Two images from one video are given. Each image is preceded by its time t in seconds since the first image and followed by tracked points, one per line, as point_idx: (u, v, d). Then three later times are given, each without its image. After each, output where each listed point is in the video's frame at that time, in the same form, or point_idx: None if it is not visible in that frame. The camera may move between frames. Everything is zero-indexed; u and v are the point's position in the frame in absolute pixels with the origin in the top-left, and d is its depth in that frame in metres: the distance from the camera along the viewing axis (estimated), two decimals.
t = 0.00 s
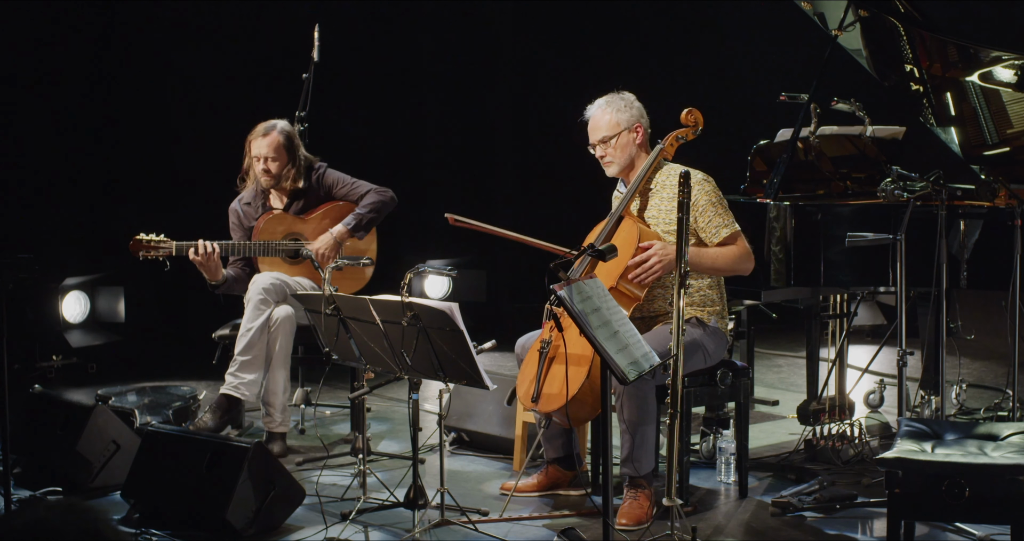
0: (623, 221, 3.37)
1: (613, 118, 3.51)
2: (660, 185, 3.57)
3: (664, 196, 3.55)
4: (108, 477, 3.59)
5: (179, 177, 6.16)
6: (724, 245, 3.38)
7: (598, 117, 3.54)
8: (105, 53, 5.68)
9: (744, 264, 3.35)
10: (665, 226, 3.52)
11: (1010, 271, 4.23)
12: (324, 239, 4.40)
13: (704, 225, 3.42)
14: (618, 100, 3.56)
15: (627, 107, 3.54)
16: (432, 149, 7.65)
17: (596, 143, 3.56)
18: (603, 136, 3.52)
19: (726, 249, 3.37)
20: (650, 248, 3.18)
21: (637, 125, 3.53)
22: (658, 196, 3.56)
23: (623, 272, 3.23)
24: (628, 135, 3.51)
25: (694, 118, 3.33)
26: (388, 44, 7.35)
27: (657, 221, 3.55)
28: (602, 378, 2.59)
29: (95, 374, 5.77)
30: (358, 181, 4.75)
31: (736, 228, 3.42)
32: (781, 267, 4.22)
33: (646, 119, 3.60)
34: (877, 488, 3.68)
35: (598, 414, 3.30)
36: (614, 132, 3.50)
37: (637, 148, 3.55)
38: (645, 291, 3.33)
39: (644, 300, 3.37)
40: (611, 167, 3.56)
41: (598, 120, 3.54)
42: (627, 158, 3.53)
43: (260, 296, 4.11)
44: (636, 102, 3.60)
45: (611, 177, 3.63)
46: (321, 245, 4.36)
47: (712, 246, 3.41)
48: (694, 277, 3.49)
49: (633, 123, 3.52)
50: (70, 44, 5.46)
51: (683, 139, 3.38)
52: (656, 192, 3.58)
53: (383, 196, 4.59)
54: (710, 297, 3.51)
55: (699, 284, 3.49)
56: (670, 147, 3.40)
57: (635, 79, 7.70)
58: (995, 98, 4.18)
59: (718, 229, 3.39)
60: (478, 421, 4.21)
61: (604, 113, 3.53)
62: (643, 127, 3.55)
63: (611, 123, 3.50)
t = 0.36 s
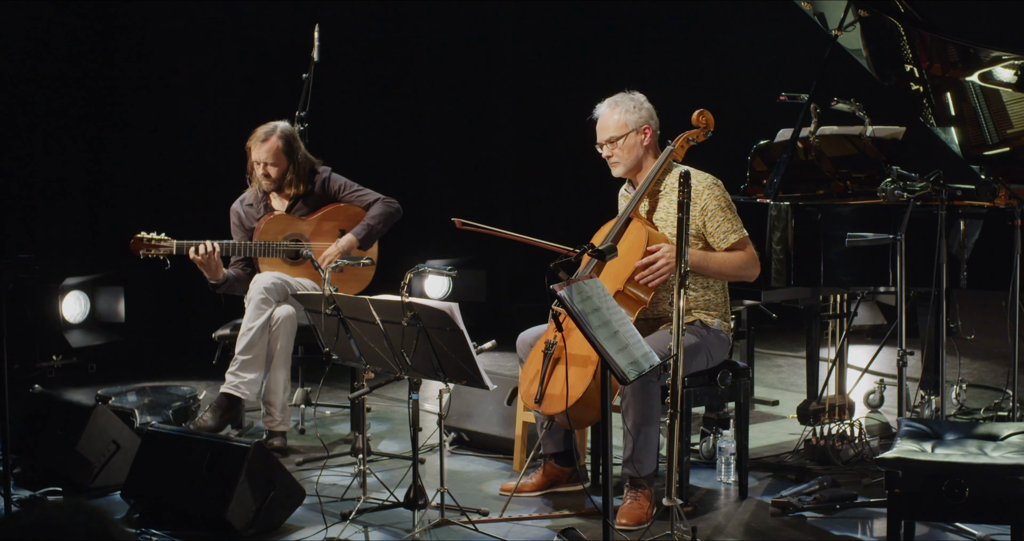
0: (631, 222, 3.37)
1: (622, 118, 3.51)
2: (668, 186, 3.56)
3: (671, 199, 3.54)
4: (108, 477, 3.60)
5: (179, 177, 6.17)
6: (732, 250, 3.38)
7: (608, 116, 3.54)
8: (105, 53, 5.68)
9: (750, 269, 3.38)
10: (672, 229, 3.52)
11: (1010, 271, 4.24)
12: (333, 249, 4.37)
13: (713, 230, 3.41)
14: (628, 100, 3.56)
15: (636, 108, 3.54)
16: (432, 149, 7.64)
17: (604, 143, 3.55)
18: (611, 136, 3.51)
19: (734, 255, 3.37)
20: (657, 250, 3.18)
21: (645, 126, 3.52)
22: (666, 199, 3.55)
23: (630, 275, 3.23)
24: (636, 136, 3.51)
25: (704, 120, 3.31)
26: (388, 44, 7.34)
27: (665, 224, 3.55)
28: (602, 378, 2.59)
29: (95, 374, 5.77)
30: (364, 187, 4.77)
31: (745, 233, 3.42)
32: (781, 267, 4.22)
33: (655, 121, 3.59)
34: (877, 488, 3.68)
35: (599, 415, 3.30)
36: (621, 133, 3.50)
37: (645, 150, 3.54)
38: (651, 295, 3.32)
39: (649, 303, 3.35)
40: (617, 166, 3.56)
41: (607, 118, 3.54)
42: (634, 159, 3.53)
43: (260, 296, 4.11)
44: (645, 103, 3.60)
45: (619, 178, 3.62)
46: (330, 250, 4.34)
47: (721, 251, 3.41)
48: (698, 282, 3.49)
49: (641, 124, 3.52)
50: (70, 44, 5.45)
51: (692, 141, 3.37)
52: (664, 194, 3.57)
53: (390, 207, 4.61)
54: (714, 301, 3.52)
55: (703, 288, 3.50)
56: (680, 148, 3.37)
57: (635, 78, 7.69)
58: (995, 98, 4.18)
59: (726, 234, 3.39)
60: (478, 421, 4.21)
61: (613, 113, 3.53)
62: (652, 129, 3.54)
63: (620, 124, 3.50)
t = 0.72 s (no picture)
0: (633, 223, 3.38)
1: (630, 120, 3.48)
2: (669, 187, 3.56)
3: (672, 200, 3.54)
4: (108, 477, 3.58)
5: (179, 177, 6.16)
6: (734, 253, 3.38)
7: (615, 116, 3.52)
8: (105, 53, 5.68)
9: (751, 272, 3.38)
10: (673, 230, 3.53)
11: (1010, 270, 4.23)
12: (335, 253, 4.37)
13: (715, 233, 3.41)
14: (638, 101, 3.52)
15: (646, 111, 3.50)
16: (432, 149, 7.64)
17: (611, 143, 3.54)
18: (618, 138, 3.49)
19: (736, 258, 3.37)
20: (658, 251, 3.20)
21: (655, 130, 3.51)
22: (667, 200, 3.56)
23: (631, 277, 3.23)
24: (644, 140, 3.50)
25: (706, 121, 3.31)
26: (388, 44, 7.34)
27: (666, 226, 3.55)
28: (602, 378, 2.59)
29: (95, 374, 5.77)
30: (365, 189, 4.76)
31: (747, 237, 3.42)
32: (781, 267, 4.19)
33: (663, 123, 3.57)
34: (877, 488, 3.68)
35: (599, 415, 3.30)
36: (629, 136, 3.48)
37: (652, 153, 3.54)
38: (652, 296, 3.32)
39: (650, 304, 3.35)
40: (623, 168, 3.56)
41: (614, 120, 3.51)
42: (640, 162, 3.53)
43: (260, 296, 4.10)
44: (656, 104, 3.55)
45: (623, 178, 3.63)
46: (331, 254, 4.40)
47: (722, 254, 3.41)
48: (698, 283, 3.49)
49: (650, 128, 3.50)
50: (70, 44, 5.45)
51: (694, 141, 3.37)
52: (665, 195, 3.58)
53: (390, 212, 4.61)
54: (715, 302, 3.52)
55: (704, 290, 3.49)
56: (682, 148, 3.38)
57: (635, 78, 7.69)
58: (995, 98, 4.16)
59: (728, 236, 3.39)
60: (478, 421, 4.21)
61: (621, 113, 3.50)
62: (660, 132, 3.54)
63: (628, 126, 3.48)
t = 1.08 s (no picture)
0: (631, 223, 3.37)
1: (636, 117, 3.48)
2: (669, 186, 3.56)
3: (672, 199, 3.54)
4: (108, 477, 3.59)
5: (179, 177, 6.17)
6: (733, 252, 3.38)
7: (620, 112, 3.52)
8: (105, 53, 5.68)
9: (750, 271, 3.37)
10: (672, 229, 3.52)
11: (1010, 271, 4.24)
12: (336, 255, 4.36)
13: (714, 231, 3.41)
14: (644, 99, 3.52)
15: (652, 109, 3.51)
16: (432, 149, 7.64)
17: (615, 141, 3.54)
18: (622, 135, 3.50)
19: (735, 257, 3.37)
20: (656, 250, 3.18)
21: (659, 130, 3.52)
22: (667, 199, 3.55)
23: (630, 275, 3.23)
24: (649, 138, 3.50)
25: (704, 121, 3.31)
26: (388, 44, 7.34)
27: (665, 224, 3.55)
28: (602, 378, 2.59)
29: (95, 374, 5.77)
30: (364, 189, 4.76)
31: (746, 236, 3.42)
32: (781, 268, 4.22)
33: (667, 123, 3.58)
34: (877, 488, 3.68)
35: (599, 415, 3.30)
36: (635, 133, 3.48)
37: (656, 152, 3.54)
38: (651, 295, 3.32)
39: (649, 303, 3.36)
40: (626, 166, 3.56)
41: (619, 116, 3.52)
42: (644, 161, 3.53)
43: (260, 296, 4.10)
44: (661, 104, 3.57)
45: (625, 176, 3.63)
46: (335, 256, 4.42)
47: (721, 253, 3.41)
48: (697, 282, 3.49)
49: (654, 126, 3.51)
50: (70, 44, 5.45)
51: (692, 142, 3.37)
52: (665, 194, 3.58)
53: (390, 212, 4.60)
54: (714, 301, 3.52)
55: (702, 289, 3.49)
56: (680, 148, 3.37)
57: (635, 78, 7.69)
58: (995, 98, 4.17)
59: (727, 236, 3.38)
60: (478, 421, 4.21)
61: (626, 109, 3.50)
62: (664, 132, 3.55)
63: (633, 122, 3.48)
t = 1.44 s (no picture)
0: (629, 221, 3.37)
1: (636, 113, 3.49)
2: (669, 183, 3.56)
3: (671, 196, 3.54)
4: (108, 477, 3.60)
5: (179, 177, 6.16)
6: (731, 252, 3.37)
7: (620, 108, 3.52)
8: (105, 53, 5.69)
9: (744, 273, 3.35)
10: (671, 226, 3.53)
11: (1010, 271, 4.23)
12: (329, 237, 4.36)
13: (713, 229, 3.41)
14: (645, 96, 3.53)
15: (651, 105, 3.51)
16: (432, 149, 7.64)
17: (614, 136, 3.54)
18: (622, 130, 3.50)
19: (733, 256, 3.36)
20: (656, 248, 3.18)
21: (658, 126, 3.52)
22: (666, 196, 3.55)
23: (627, 274, 3.23)
24: (649, 134, 3.49)
25: (702, 120, 3.31)
26: (388, 43, 7.34)
27: (664, 222, 3.55)
28: (602, 378, 2.59)
29: (95, 374, 5.77)
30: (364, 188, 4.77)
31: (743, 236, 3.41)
32: (781, 268, 4.22)
33: (667, 120, 3.58)
34: (877, 488, 3.68)
35: (599, 415, 3.29)
36: (635, 129, 3.48)
37: (655, 148, 3.54)
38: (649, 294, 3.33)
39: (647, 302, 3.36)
40: (625, 161, 3.55)
41: (618, 112, 3.53)
42: (643, 156, 3.53)
43: (260, 296, 4.11)
44: (660, 101, 3.57)
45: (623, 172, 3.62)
46: (322, 242, 4.34)
47: (718, 251, 3.40)
48: (696, 280, 3.48)
49: (655, 123, 3.51)
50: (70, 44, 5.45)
51: (690, 140, 3.36)
52: (664, 191, 3.57)
53: (389, 205, 4.61)
54: (712, 299, 3.50)
55: (701, 286, 3.48)
56: (676, 148, 3.35)
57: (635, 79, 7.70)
58: (995, 98, 4.16)
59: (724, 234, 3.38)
60: (478, 421, 4.21)
61: (626, 106, 3.50)
62: (664, 128, 3.55)
63: (632, 118, 3.48)
